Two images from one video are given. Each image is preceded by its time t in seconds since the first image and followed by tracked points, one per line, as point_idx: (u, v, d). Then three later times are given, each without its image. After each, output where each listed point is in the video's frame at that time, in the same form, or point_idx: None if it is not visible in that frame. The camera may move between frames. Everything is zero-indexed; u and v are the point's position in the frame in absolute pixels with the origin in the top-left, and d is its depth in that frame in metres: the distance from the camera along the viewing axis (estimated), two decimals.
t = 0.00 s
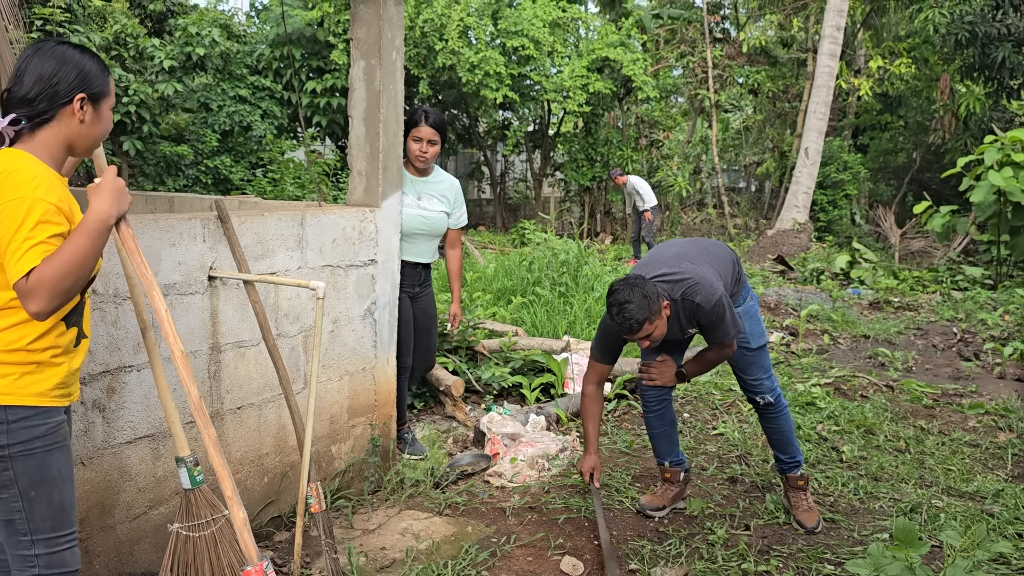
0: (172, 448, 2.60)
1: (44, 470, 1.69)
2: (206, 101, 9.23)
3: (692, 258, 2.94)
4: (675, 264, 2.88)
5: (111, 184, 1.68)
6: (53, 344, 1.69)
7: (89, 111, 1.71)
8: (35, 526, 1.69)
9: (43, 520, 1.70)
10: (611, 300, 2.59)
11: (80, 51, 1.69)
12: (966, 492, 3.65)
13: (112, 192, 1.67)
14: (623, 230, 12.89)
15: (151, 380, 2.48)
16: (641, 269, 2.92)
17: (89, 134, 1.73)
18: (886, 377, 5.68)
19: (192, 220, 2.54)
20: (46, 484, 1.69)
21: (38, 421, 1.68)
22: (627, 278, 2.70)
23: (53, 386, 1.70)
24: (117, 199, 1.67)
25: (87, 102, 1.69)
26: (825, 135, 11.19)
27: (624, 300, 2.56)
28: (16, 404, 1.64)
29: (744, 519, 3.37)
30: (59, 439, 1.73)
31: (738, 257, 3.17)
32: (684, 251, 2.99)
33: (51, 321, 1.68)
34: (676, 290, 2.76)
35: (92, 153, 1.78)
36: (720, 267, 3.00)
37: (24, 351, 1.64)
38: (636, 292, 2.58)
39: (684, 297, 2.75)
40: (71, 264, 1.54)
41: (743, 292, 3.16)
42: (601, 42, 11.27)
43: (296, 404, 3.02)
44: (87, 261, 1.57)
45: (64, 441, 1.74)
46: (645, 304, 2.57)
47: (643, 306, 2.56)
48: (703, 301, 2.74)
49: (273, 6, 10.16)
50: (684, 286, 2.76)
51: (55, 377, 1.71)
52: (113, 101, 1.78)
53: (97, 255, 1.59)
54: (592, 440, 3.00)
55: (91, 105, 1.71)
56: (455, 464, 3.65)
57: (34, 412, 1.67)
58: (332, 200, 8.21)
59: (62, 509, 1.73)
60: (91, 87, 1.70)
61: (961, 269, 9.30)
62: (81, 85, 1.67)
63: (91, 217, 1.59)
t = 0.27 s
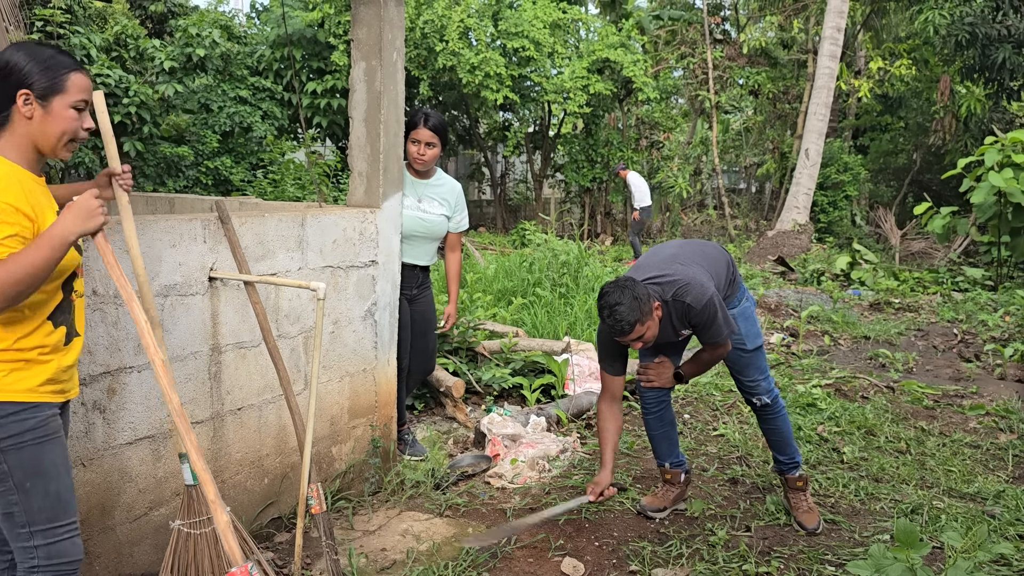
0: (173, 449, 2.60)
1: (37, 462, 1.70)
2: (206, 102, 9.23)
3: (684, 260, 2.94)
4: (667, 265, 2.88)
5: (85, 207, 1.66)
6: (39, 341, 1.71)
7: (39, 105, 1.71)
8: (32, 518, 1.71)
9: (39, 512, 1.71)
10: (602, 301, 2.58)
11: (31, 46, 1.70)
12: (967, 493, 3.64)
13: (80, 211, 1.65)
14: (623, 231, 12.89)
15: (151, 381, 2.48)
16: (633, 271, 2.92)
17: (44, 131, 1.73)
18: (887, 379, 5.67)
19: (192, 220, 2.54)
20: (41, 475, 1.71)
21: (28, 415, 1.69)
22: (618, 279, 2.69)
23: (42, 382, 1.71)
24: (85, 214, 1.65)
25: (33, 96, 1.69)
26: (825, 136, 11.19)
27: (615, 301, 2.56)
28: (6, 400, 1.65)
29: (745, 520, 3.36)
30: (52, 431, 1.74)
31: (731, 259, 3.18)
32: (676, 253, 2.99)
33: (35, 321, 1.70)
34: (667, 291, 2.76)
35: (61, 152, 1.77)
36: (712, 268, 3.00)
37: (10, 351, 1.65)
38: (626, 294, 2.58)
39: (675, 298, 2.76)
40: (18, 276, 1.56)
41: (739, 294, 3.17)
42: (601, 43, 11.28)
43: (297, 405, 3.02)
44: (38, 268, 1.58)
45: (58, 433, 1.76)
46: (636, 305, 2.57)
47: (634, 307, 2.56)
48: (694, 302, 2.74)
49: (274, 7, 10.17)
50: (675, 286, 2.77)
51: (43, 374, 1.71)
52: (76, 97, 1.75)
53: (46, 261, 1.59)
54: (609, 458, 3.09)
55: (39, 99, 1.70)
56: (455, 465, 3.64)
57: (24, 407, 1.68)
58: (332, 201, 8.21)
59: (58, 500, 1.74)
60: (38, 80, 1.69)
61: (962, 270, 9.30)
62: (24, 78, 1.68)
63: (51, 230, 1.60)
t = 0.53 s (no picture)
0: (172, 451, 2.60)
1: (10, 463, 1.72)
2: (207, 103, 9.22)
3: (686, 252, 2.94)
4: (669, 257, 2.88)
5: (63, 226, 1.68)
6: (13, 342, 1.71)
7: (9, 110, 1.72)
8: (4, 516, 1.74)
9: (11, 511, 1.74)
10: (606, 295, 2.58)
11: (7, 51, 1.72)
12: (967, 495, 3.64)
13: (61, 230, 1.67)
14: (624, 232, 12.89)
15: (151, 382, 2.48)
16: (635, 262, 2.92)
17: (16, 134, 1.73)
18: (887, 380, 5.67)
19: (193, 221, 2.54)
20: (13, 476, 1.73)
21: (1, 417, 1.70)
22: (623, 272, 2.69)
23: (17, 384, 1.71)
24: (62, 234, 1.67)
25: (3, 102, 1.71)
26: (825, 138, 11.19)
27: (619, 294, 2.56)
28: None
29: (744, 522, 3.36)
30: (29, 434, 1.75)
31: (730, 254, 3.20)
32: (678, 245, 2.99)
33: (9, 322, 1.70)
34: (670, 283, 2.75)
35: (43, 156, 1.77)
36: (713, 261, 3.01)
37: None
38: (631, 288, 2.58)
39: (678, 291, 2.75)
40: None
41: (732, 282, 3.19)
42: (601, 44, 11.29)
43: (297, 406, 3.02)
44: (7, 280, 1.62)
45: (37, 435, 1.77)
46: (640, 299, 2.56)
47: (638, 300, 2.56)
48: (696, 295, 2.74)
49: (274, 8, 10.18)
50: (678, 279, 2.76)
51: (22, 374, 1.72)
52: (48, 101, 1.74)
53: (17, 274, 1.63)
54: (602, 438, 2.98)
55: (10, 105, 1.72)
56: (455, 467, 3.64)
57: None
58: (332, 202, 8.22)
59: (30, 500, 1.76)
60: (9, 83, 1.71)
61: (962, 271, 9.29)
62: None
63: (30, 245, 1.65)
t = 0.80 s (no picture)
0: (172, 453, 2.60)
1: (11, 466, 1.72)
2: (208, 104, 9.22)
3: (687, 260, 2.95)
4: (670, 266, 2.89)
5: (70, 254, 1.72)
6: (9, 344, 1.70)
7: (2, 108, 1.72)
8: (10, 520, 1.74)
9: (17, 515, 1.74)
10: (605, 304, 2.59)
11: None
12: (967, 497, 3.64)
13: (64, 259, 1.70)
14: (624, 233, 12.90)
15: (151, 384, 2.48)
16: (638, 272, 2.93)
17: (11, 133, 1.73)
18: (887, 381, 5.66)
19: (192, 223, 2.54)
20: (16, 479, 1.73)
21: None
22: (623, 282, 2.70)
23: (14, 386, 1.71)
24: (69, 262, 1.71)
25: None
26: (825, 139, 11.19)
27: (619, 303, 2.56)
28: None
29: (744, 523, 3.37)
30: (29, 437, 1.75)
31: (734, 260, 3.20)
32: (681, 253, 3.01)
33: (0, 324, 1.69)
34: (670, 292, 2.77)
35: (38, 154, 1.76)
36: (715, 267, 3.01)
37: None
38: (631, 296, 2.58)
39: (679, 298, 2.76)
40: None
41: (739, 292, 3.20)
42: (601, 46, 11.30)
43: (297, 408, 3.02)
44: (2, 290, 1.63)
45: (37, 438, 1.77)
46: (641, 308, 2.57)
47: (639, 309, 2.56)
48: (697, 301, 2.74)
49: (275, 10, 10.19)
50: (679, 287, 2.77)
51: (21, 377, 1.72)
52: (40, 98, 1.74)
53: (14, 286, 1.64)
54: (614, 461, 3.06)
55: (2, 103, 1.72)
56: (455, 468, 3.65)
57: None
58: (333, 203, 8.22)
59: (36, 502, 1.76)
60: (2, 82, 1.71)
61: (962, 272, 9.29)
62: None
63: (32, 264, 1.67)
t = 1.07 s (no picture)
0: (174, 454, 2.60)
1: (8, 472, 1.71)
2: (210, 106, 9.23)
3: (697, 269, 2.94)
4: (680, 275, 2.88)
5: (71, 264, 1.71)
6: (13, 348, 1.70)
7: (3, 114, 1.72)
8: (2, 525, 1.73)
9: (10, 520, 1.74)
10: (616, 314, 2.57)
11: None
12: (969, 498, 3.64)
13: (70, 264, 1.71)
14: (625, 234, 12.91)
15: (154, 385, 2.49)
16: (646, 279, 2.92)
17: (13, 138, 1.74)
18: (888, 383, 5.66)
19: (194, 225, 2.54)
20: (12, 485, 1.72)
21: None
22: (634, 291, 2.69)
23: (15, 391, 1.71)
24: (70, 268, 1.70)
25: None
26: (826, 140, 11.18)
27: (630, 314, 2.55)
28: None
29: (746, 525, 3.36)
30: (28, 443, 1.74)
31: (742, 266, 3.20)
32: (690, 261, 2.99)
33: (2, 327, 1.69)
34: (681, 302, 2.75)
35: (41, 159, 1.77)
36: (725, 277, 3.01)
37: None
38: (642, 307, 2.57)
39: (689, 309, 2.75)
40: None
41: (747, 297, 3.19)
42: (602, 47, 11.31)
43: (299, 409, 3.02)
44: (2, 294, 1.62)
45: (35, 443, 1.76)
46: (651, 318, 2.56)
47: (649, 320, 2.55)
48: (708, 314, 2.73)
49: (277, 11, 10.21)
50: (689, 298, 2.76)
51: (20, 382, 1.72)
52: (41, 102, 1.75)
53: (14, 289, 1.63)
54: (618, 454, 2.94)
55: (3, 109, 1.72)
56: (457, 470, 3.65)
57: None
58: (335, 205, 8.23)
59: (30, 509, 1.76)
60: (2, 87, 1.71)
61: (964, 273, 9.27)
62: None
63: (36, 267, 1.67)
